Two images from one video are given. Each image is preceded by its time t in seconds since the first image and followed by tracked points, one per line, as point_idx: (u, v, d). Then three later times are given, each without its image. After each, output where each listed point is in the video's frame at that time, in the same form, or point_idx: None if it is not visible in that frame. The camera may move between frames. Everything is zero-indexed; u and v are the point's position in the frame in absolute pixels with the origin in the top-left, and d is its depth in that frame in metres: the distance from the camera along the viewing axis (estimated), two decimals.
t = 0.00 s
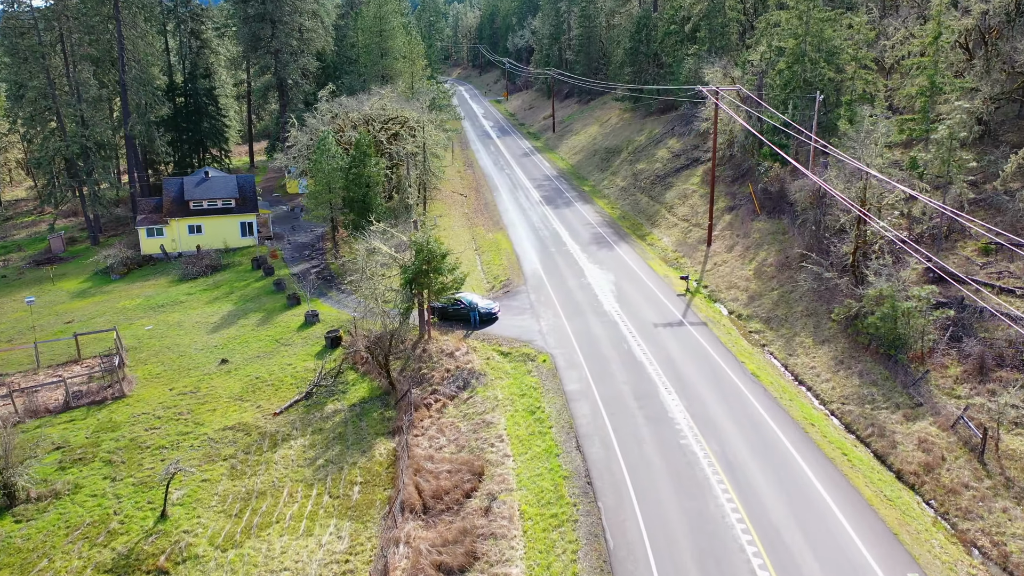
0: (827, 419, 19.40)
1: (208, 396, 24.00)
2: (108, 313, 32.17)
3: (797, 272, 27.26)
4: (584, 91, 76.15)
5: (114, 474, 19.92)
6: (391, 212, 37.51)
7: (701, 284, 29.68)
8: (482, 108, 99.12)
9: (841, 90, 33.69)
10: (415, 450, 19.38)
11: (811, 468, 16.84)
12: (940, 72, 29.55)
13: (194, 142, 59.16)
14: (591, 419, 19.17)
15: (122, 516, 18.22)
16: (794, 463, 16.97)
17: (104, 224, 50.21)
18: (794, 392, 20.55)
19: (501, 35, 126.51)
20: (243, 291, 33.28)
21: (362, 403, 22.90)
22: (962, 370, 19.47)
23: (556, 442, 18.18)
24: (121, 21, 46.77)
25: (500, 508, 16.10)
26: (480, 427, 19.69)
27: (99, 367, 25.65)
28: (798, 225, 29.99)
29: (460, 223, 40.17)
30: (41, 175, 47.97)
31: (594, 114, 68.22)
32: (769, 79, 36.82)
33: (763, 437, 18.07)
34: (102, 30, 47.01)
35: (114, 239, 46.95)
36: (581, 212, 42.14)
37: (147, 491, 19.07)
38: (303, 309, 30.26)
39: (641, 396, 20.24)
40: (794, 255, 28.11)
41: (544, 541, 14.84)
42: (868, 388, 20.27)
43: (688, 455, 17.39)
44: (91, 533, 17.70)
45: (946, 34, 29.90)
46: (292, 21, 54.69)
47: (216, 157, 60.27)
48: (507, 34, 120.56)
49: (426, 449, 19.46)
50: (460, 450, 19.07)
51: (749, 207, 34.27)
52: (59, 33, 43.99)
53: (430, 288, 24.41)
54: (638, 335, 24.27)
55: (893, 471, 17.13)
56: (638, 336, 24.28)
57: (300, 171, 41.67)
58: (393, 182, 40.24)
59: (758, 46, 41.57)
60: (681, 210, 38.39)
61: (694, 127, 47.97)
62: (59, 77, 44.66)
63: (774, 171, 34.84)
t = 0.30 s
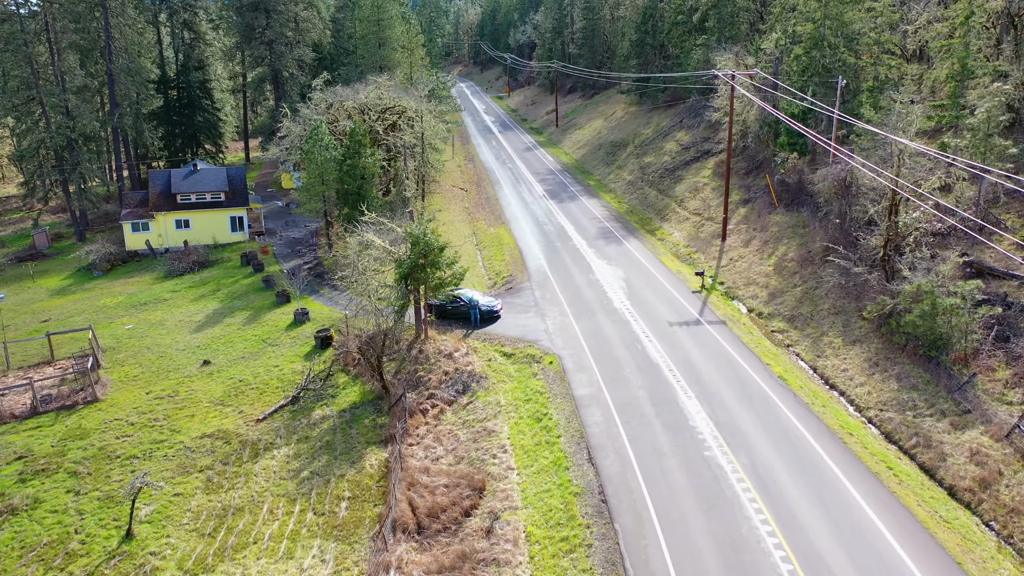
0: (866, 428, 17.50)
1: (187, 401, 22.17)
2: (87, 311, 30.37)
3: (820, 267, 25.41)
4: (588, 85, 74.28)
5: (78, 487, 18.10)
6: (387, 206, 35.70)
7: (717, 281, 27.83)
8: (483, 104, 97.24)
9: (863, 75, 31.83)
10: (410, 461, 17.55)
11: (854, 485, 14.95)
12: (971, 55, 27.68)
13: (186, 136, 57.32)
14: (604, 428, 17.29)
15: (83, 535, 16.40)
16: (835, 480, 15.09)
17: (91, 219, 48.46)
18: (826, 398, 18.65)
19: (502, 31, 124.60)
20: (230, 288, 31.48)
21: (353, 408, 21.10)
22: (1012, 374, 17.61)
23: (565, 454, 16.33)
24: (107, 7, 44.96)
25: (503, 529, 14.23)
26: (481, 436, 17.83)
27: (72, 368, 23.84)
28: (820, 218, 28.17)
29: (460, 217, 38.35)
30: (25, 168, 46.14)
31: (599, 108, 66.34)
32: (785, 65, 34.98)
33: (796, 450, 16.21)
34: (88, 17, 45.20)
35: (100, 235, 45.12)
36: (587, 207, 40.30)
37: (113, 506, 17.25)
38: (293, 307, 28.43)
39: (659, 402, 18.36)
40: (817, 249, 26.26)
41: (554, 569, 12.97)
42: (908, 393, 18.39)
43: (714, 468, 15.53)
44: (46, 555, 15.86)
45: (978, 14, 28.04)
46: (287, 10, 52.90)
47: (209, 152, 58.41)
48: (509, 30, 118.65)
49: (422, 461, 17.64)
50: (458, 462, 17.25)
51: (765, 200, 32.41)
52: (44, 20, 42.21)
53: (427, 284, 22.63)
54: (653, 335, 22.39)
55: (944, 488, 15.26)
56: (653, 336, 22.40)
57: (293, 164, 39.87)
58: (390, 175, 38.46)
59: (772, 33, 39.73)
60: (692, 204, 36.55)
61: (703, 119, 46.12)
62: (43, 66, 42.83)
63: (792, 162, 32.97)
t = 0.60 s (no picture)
0: (912, 439, 15.68)
1: (163, 407, 20.42)
2: (65, 309, 28.66)
3: (848, 263, 23.60)
4: (593, 79, 72.41)
5: (36, 503, 16.38)
6: (384, 200, 33.92)
7: (735, 277, 26.04)
8: (485, 100, 95.44)
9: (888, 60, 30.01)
10: (402, 475, 15.78)
11: (906, 506, 13.14)
12: (1008, 36, 25.80)
13: (180, 130, 55.54)
14: (619, 439, 15.50)
15: (35, 559, 14.65)
16: (884, 501, 13.28)
17: (79, 214, 46.76)
18: (865, 405, 16.83)
19: (505, 27, 122.69)
20: (217, 286, 29.75)
21: (342, 415, 19.35)
22: None
23: (576, 468, 14.57)
24: None
25: (507, 556, 12.44)
26: (482, 448, 16.04)
27: (41, 371, 22.12)
28: (845, 211, 26.35)
29: (461, 212, 36.58)
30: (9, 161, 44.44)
31: (604, 102, 64.49)
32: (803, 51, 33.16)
33: (837, 464, 14.41)
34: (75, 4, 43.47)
35: (87, 230, 43.41)
36: (594, 201, 38.52)
37: (73, 526, 15.50)
38: (282, 305, 26.67)
39: (679, 409, 16.58)
40: (845, 243, 24.45)
41: None
42: (958, 400, 16.54)
43: (746, 485, 13.73)
44: None
45: None
46: None
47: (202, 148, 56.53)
48: (512, 26, 116.77)
49: (416, 474, 15.87)
50: (457, 476, 15.49)
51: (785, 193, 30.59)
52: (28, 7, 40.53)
53: (425, 280, 20.96)
54: (669, 335, 20.61)
55: (1008, 509, 13.42)
56: (669, 336, 20.61)
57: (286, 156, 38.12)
58: (387, 167, 36.74)
59: (787, 19, 37.87)
60: (705, 197, 34.74)
61: (714, 111, 44.29)
62: (26, 54, 41.10)
63: (811, 153, 31.17)
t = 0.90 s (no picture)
0: (969, 452, 13.87)
1: (136, 412, 18.72)
2: (41, 307, 26.99)
3: (879, 257, 21.83)
4: (598, 73, 70.66)
5: None
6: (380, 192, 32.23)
7: (755, 273, 24.26)
8: (488, 96, 93.73)
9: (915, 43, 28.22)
10: (393, 491, 14.03)
11: (975, 531, 11.30)
12: None
13: (174, 124, 53.81)
14: (638, 452, 13.72)
15: None
16: (950, 525, 11.44)
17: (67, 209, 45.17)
18: (912, 412, 15.04)
19: (508, 22, 120.91)
20: (203, 282, 28.07)
21: (330, 422, 17.63)
22: None
23: (590, 486, 12.80)
24: None
25: None
26: (484, 460, 14.30)
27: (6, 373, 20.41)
28: (873, 202, 24.57)
29: (463, 206, 34.88)
30: None
31: (610, 96, 62.71)
32: (823, 36, 31.37)
33: (889, 481, 12.60)
34: None
35: (75, 226, 41.79)
36: (602, 195, 36.76)
37: (22, 549, 13.77)
38: (270, 302, 24.99)
39: (704, 417, 14.78)
40: (876, 236, 22.68)
41: None
42: (1018, 407, 14.72)
43: (786, 505, 11.94)
44: None
45: None
46: None
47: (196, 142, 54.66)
48: (515, 21, 115.02)
49: (410, 491, 14.13)
50: (455, 493, 13.75)
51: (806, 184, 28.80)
52: None
53: (421, 273, 19.28)
54: (688, 334, 18.84)
55: None
56: (688, 336, 18.83)
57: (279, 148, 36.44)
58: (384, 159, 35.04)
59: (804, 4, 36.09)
60: (719, 189, 32.98)
61: (726, 102, 42.51)
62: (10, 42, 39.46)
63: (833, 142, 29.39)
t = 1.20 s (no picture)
0: None
1: (104, 419, 17.07)
2: (16, 305, 25.39)
3: (915, 250, 20.07)
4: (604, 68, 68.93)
5: None
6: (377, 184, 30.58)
7: (777, 268, 22.54)
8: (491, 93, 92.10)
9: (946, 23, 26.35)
10: (382, 510, 12.35)
11: None
12: None
13: (169, 118, 51.64)
14: (661, 467, 12.02)
15: None
16: None
17: (56, 205, 43.75)
18: (968, 421, 13.31)
19: (512, 19, 119.26)
20: (188, 278, 26.46)
21: (315, 429, 15.97)
22: None
23: (608, 508, 11.09)
24: None
25: None
26: (485, 476, 12.59)
27: None
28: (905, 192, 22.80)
29: (464, 199, 33.21)
30: None
31: (617, 90, 60.96)
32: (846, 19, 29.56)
33: (955, 501, 10.87)
34: None
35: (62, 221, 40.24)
36: (610, 188, 35.05)
37: None
38: (257, 300, 23.35)
39: (735, 427, 13.06)
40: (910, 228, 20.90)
41: None
42: None
43: (837, 532, 10.19)
44: None
45: None
46: None
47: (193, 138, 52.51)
48: (520, 18, 113.31)
49: (401, 510, 12.43)
50: (451, 513, 12.05)
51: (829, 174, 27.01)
52: None
53: (417, 266, 17.60)
54: (711, 334, 17.14)
55: None
56: (711, 335, 17.11)
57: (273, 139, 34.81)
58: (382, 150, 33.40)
59: None
60: (735, 182, 31.24)
61: (739, 93, 40.73)
62: None
63: (857, 130, 27.60)
